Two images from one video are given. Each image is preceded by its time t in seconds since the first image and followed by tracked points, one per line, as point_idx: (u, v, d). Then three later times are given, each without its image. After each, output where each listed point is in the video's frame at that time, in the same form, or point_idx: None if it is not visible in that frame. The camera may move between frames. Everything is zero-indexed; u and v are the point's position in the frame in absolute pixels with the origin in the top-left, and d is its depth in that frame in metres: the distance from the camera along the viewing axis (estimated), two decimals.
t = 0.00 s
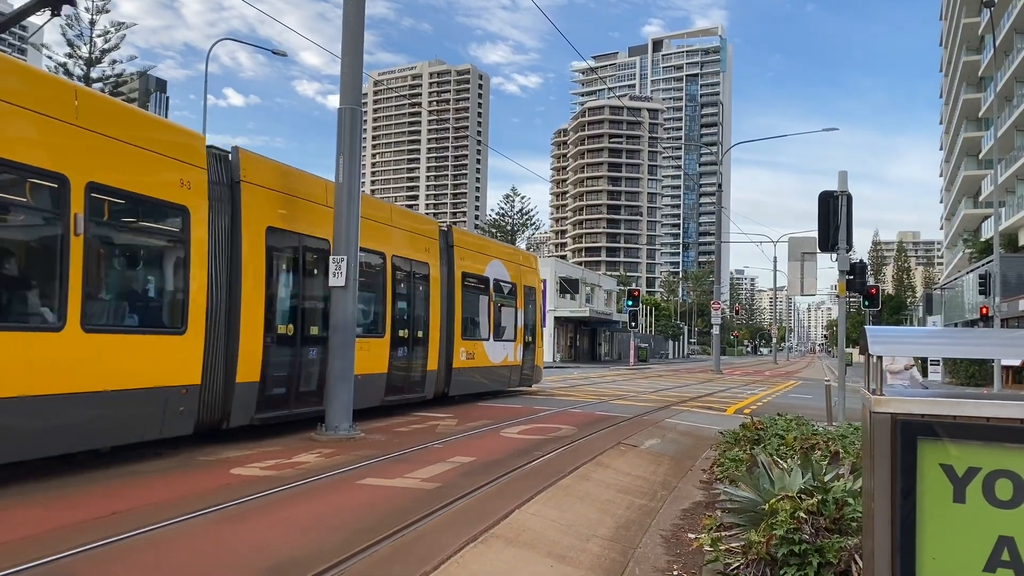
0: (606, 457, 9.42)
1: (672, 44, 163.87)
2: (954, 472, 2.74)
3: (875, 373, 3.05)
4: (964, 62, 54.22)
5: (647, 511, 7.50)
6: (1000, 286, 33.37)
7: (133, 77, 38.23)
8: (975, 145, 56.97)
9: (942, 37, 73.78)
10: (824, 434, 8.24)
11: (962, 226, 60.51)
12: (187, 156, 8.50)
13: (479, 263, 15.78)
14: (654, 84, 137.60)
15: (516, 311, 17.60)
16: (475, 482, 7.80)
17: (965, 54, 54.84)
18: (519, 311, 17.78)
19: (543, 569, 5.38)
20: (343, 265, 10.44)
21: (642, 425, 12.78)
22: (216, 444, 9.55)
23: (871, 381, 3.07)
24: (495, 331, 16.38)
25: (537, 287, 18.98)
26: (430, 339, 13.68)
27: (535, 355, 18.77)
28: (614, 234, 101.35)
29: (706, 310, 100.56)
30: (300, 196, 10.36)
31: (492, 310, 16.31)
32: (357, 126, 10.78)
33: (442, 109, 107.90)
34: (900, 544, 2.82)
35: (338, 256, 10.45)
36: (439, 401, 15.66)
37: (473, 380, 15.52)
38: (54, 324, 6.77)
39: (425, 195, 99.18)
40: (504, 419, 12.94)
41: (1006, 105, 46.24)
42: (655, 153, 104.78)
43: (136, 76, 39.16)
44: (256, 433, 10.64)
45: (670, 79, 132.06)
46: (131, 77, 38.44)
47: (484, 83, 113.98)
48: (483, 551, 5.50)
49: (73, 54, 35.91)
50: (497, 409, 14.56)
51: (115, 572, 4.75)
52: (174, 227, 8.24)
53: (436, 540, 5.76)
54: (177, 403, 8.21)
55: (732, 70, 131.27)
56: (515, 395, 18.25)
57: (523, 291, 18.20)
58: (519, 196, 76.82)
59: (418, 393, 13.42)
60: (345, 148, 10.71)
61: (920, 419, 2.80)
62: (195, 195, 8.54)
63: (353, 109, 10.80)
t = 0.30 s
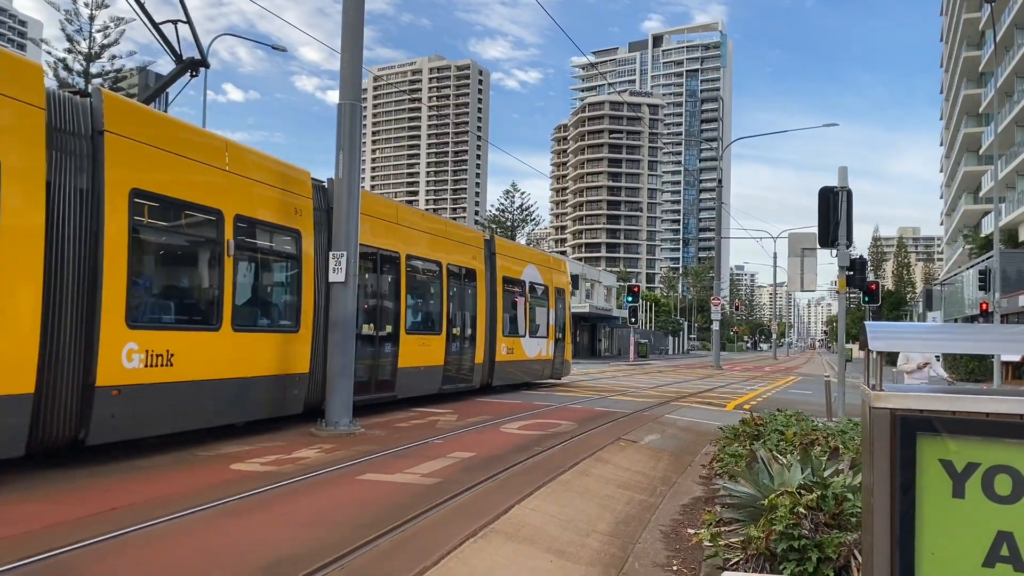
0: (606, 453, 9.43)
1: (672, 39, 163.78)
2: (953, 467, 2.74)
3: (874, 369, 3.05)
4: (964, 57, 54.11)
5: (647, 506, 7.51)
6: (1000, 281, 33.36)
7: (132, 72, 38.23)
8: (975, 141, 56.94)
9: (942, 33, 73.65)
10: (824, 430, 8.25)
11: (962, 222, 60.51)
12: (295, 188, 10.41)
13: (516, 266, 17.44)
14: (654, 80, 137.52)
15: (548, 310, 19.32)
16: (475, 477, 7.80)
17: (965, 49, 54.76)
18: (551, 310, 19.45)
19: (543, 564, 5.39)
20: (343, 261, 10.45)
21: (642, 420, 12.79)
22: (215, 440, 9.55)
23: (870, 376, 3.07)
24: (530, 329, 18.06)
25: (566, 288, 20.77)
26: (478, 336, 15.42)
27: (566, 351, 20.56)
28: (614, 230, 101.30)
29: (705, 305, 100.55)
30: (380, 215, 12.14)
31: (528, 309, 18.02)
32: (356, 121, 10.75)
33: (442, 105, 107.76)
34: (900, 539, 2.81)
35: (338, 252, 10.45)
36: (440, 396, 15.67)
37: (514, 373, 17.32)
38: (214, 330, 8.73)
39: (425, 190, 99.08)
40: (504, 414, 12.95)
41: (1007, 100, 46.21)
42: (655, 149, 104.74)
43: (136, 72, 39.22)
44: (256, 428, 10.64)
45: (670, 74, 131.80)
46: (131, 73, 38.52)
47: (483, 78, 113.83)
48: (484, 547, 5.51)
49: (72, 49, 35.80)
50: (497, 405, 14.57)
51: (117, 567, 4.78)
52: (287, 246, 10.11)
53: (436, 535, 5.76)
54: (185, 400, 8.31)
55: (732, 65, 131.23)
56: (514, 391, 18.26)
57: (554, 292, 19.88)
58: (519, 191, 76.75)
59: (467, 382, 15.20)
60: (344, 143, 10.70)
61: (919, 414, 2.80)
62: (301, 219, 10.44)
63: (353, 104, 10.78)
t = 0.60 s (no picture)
0: (605, 449, 9.44)
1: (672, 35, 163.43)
2: (953, 464, 2.75)
3: (874, 365, 3.05)
4: (965, 53, 53.99)
5: (647, 502, 7.52)
6: (1001, 277, 33.31)
7: (133, 68, 38.18)
8: (976, 137, 56.82)
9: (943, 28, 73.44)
10: (823, 425, 8.25)
11: (962, 219, 60.49)
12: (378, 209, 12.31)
13: (549, 271, 19.21)
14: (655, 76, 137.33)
15: (579, 311, 21.10)
16: (475, 473, 7.82)
17: (966, 45, 54.56)
18: (579, 309, 21.15)
19: (544, 560, 5.40)
20: (343, 258, 10.45)
21: (642, 416, 12.80)
22: (216, 436, 9.56)
23: (871, 372, 3.07)
24: (563, 327, 19.86)
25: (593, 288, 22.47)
26: (517, 334, 17.30)
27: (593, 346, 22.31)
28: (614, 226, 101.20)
29: (706, 302, 100.46)
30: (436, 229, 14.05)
31: (562, 309, 19.82)
32: (357, 118, 10.75)
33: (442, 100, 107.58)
34: (899, 534, 2.83)
35: (339, 248, 10.45)
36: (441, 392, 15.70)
37: (546, 367, 19.10)
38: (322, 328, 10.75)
39: (425, 187, 98.95)
40: (504, 410, 12.95)
41: (1007, 96, 46.07)
42: (655, 145, 104.63)
43: (135, 68, 39.17)
44: (256, 424, 10.66)
45: (670, 71, 131.57)
46: (131, 70, 38.49)
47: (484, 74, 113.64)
48: (483, 543, 5.51)
49: (72, 45, 35.70)
50: (497, 401, 14.57)
51: (118, 563, 4.79)
52: (372, 258, 11.99)
53: (436, 531, 5.77)
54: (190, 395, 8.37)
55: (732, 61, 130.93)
56: (514, 387, 18.28)
57: (584, 293, 21.61)
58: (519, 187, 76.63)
59: (507, 375, 17.02)
60: (345, 140, 10.69)
61: (921, 410, 2.80)
62: (382, 236, 12.29)
63: (353, 101, 10.77)
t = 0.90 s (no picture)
0: (606, 446, 9.44)
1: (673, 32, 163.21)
2: (953, 460, 2.75)
3: (875, 362, 3.04)
4: (966, 50, 53.85)
5: (647, 499, 7.53)
6: (1002, 274, 33.24)
7: (133, 65, 38.19)
8: (977, 134, 56.73)
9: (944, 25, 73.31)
10: (824, 422, 8.25)
11: (962, 215, 60.42)
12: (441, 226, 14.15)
13: (577, 273, 21.02)
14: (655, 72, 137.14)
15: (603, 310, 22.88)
16: (476, 469, 7.83)
17: (968, 42, 54.46)
18: (604, 309, 23.05)
19: (543, 557, 5.41)
20: (344, 254, 10.45)
21: (642, 413, 12.81)
22: (218, 433, 9.59)
23: (871, 369, 3.07)
24: (588, 325, 21.65)
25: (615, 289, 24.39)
26: (550, 331, 19.08)
27: (616, 342, 24.20)
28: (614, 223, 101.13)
29: (706, 299, 100.38)
30: (484, 240, 15.92)
31: (587, 309, 21.62)
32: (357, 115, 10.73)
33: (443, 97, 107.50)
34: (898, 529, 2.83)
35: (339, 245, 10.45)
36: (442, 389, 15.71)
37: (575, 361, 20.97)
38: (399, 327, 12.63)
39: (426, 183, 98.88)
40: (505, 407, 12.97)
41: (1008, 93, 46.01)
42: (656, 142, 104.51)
43: (136, 65, 39.21)
44: (257, 421, 10.67)
45: (671, 67, 131.45)
46: (131, 67, 38.50)
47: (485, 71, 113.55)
48: (483, 539, 5.53)
49: (72, 42, 35.73)
50: (498, 398, 14.58)
51: (118, 560, 4.79)
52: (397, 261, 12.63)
53: (437, 527, 5.79)
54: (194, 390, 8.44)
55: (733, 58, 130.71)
56: (515, 383, 18.29)
57: (608, 293, 23.39)
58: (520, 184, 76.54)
59: (543, 368, 18.89)
60: (345, 137, 10.69)
61: (920, 407, 2.80)
62: (387, 233, 12.33)
63: (353, 98, 10.76)
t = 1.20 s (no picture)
0: (607, 444, 9.44)
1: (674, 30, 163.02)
2: (954, 458, 2.75)
3: (875, 361, 3.04)
4: (967, 47, 53.79)
5: (648, 497, 7.53)
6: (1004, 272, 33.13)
7: (133, 63, 38.15)
8: (978, 132, 56.61)
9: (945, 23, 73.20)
10: (825, 420, 8.25)
11: (963, 213, 60.36)
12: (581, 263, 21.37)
13: (602, 277, 23.09)
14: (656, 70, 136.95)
15: (622, 309, 24.82)
16: (476, 467, 7.83)
17: (969, 39, 54.34)
18: (625, 309, 25.15)
19: (544, 554, 5.41)
20: (345, 252, 10.46)
21: (643, 411, 12.81)
22: (219, 430, 9.60)
23: (872, 368, 3.06)
24: (610, 323, 23.55)
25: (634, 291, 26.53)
26: (580, 330, 21.04)
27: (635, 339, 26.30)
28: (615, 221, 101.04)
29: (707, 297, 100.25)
30: (525, 250, 17.94)
31: (609, 308, 23.44)
32: (358, 112, 10.73)
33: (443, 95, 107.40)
34: (899, 528, 2.82)
35: (340, 243, 10.45)
36: (443, 387, 15.69)
37: (601, 357, 22.99)
38: (457, 327, 14.68)
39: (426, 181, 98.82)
40: (506, 405, 12.98)
41: (1009, 91, 45.88)
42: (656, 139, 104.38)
43: (137, 64, 39.20)
44: (258, 419, 10.69)
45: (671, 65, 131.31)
46: (132, 65, 38.45)
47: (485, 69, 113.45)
48: (484, 537, 5.54)
49: (73, 40, 35.73)
50: (499, 396, 14.58)
51: (118, 558, 4.79)
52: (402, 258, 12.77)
53: (438, 525, 5.79)
54: (200, 386, 8.52)
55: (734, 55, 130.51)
56: (516, 381, 18.29)
57: (629, 295, 25.50)
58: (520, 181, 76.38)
59: (574, 363, 20.94)
60: (346, 134, 10.68)
61: (920, 405, 2.80)
62: (390, 231, 12.41)
63: (353, 95, 10.75)
